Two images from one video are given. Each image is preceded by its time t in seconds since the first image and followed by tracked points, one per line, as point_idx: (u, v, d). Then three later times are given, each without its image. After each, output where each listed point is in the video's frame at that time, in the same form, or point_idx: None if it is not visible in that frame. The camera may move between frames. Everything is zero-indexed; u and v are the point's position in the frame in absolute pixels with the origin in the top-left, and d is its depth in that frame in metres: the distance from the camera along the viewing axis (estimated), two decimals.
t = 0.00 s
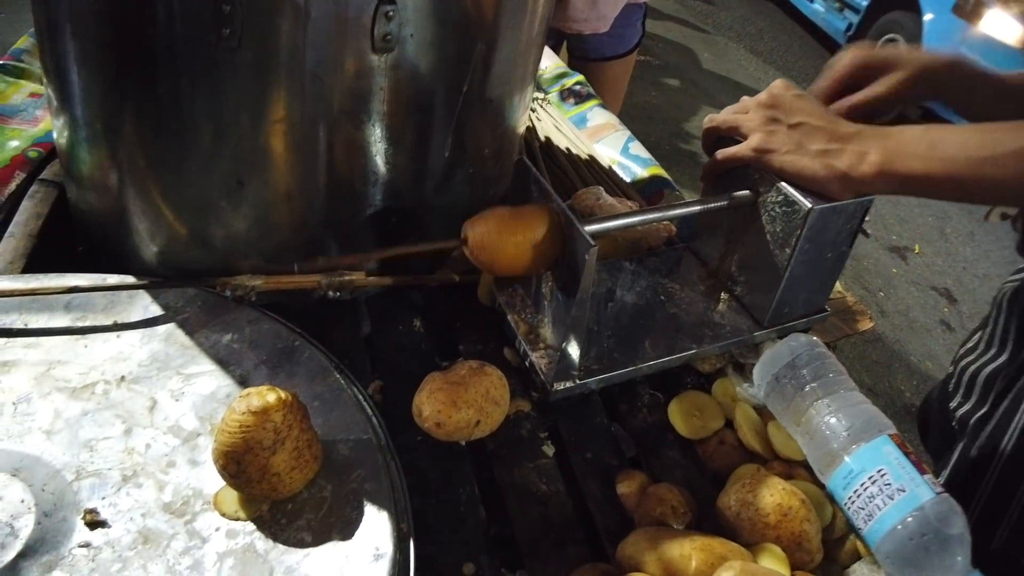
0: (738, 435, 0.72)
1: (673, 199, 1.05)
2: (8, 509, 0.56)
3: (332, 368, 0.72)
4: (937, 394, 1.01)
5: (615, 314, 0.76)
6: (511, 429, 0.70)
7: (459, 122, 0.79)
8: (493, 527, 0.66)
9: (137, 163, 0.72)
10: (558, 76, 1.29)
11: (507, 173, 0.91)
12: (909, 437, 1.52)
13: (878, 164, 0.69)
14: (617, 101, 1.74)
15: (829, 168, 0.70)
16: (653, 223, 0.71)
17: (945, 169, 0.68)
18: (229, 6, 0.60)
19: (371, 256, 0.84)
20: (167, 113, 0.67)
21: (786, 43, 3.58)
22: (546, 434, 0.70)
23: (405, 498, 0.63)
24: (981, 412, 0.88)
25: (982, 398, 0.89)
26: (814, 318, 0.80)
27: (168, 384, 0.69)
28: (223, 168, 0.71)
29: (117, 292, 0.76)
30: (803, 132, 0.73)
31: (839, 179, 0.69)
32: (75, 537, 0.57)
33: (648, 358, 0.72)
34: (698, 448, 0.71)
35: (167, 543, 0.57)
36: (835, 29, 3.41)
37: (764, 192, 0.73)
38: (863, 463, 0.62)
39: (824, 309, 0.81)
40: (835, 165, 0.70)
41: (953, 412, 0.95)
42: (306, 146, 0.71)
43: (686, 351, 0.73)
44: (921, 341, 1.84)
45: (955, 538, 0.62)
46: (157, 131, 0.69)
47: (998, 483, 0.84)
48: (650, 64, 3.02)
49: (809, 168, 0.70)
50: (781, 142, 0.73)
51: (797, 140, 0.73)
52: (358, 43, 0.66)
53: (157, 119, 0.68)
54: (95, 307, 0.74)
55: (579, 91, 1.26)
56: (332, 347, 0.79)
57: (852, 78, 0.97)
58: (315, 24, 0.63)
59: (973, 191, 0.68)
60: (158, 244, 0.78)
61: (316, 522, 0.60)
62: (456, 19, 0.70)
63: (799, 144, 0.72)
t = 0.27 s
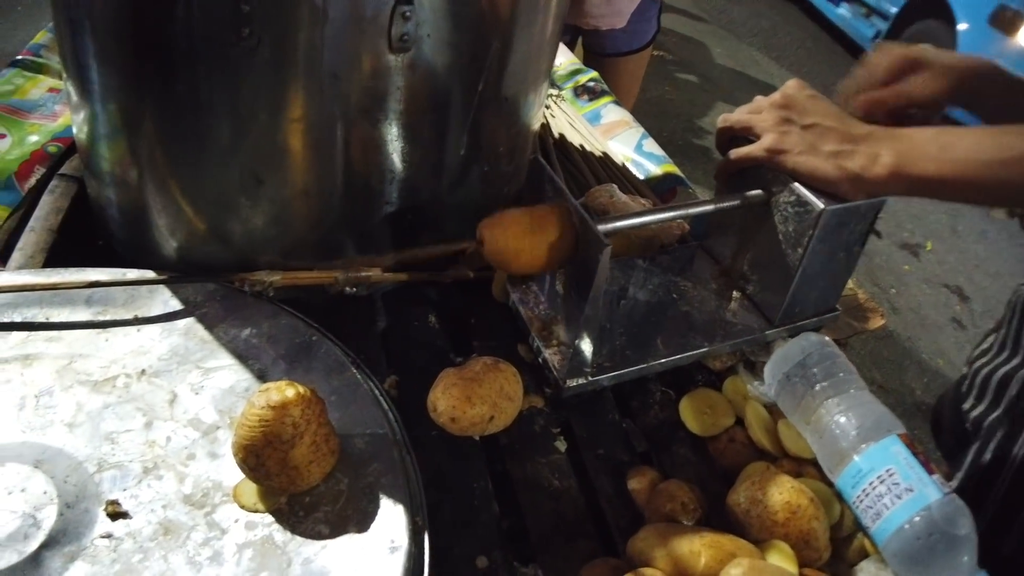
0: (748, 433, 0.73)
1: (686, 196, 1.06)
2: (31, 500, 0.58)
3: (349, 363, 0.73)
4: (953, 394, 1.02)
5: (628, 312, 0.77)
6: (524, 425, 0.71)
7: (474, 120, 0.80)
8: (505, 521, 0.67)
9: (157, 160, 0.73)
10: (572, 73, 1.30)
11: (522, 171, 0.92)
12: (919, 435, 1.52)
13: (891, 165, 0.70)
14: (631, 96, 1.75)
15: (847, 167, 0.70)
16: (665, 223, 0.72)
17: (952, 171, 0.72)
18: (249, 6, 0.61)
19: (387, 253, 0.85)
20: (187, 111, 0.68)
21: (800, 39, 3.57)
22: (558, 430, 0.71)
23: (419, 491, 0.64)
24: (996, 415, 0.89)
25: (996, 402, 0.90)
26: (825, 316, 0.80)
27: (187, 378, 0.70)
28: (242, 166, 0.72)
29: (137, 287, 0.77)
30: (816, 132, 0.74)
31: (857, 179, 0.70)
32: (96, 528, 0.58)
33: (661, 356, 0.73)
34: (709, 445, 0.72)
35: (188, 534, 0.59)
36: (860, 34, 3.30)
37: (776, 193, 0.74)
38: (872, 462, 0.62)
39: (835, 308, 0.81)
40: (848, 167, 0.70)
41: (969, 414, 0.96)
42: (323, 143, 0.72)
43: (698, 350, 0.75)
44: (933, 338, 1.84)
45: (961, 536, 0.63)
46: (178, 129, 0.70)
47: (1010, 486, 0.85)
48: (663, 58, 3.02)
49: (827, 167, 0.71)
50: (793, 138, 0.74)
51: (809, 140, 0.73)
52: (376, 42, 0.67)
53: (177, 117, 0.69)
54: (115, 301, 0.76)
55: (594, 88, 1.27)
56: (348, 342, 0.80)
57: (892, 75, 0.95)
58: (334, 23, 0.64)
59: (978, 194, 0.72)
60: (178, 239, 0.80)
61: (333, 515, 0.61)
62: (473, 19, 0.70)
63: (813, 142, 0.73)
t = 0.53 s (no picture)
0: (762, 432, 0.72)
1: (701, 191, 1.05)
2: (41, 495, 0.58)
3: (360, 359, 0.72)
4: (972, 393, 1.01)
5: (640, 308, 0.77)
6: (536, 422, 0.70)
7: (487, 115, 0.79)
8: (516, 518, 0.66)
9: (168, 154, 0.73)
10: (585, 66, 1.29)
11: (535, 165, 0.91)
12: (934, 434, 1.50)
13: (909, 162, 0.70)
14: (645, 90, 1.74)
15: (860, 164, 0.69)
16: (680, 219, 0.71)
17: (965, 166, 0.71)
18: None
19: (398, 248, 0.85)
20: (198, 105, 0.68)
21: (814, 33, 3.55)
22: (570, 427, 0.71)
23: (430, 488, 0.64)
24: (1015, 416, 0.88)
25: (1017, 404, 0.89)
26: (841, 314, 0.79)
27: (198, 372, 0.70)
28: (253, 160, 0.72)
29: (148, 282, 0.77)
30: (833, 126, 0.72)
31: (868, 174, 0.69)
32: (106, 522, 0.58)
33: (674, 353, 0.73)
34: (723, 443, 0.71)
35: (197, 530, 0.58)
36: (897, 46, 2.97)
37: (793, 188, 0.73)
38: (886, 462, 0.62)
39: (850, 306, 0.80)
40: (865, 163, 0.69)
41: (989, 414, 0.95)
42: (334, 138, 0.72)
43: (712, 347, 0.74)
44: (949, 336, 1.82)
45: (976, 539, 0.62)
46: (188, 123, 0.70)
47: None
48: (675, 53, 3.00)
49: (839, 160, 0.70)
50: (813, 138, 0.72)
51: (826, 136, 0.72)
52: (388, 36, 0.66)
53: (188, 111, 0.69)
54: (126, 296, 0.76)
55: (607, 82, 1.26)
56: (359, 337, 0.80)
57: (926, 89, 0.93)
58: (346, 17, 0.63)
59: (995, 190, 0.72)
60: (189, 234, 0.80)
61: (343, 511, 0.61)
62: (486, 13, 0.70)
63: (832, 140, 0.71)
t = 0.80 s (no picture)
0: (768, 426, 0.71)
1: (710, 185, 1.04)
2: (55, 485, 0.59)
3: (369, 352, 0.73)
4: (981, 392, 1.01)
5: (649, 303, 0.77)
6: (543, 415, 0.71)
7: (496, 110, 0.79)
8: (523, 510, 0.67)
9: (179, 148, 0.74)
10: (596, 60, 1.29)
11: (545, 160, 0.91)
12: (943, 430, 1.50)
13: (921, 167, 0.67)
14: (656, 84, 1.75)
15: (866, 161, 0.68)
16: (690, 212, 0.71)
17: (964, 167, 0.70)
18: None
19: (408, 241, 0.85)
20: (209, 100, 0.69)
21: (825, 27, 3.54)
22: (578, 421, 0.71)
23: (438, 480, 0.65)
24: None
25: None
26: (849, 309, 0.79)
27: (209, 365, 0.71)
28: (264, 155, 0.72)
29: (160, 275, 0.78)
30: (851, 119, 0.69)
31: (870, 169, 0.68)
32: (119, 513, 0.59)
33: (681, 347, 0.73)
34: (730, 437, 0.71)
35: (208, 520, 0.59)
36: (934, 59, 2.76)
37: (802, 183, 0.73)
38: (892, 457, 0.62)
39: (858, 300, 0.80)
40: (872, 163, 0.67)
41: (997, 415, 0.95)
42: (345, 132, 0.72)
43: (719, 341, 0.74)
44: (959, 332, 1.81)
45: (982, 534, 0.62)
46: (200, 118, 0.70)
47: None
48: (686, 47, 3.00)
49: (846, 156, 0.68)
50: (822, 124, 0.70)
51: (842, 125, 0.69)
52: (397, 32, 0.66)
53: (199, 105, 0.69)
54: (139, 289, 0.77)
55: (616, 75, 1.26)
56: (368, 331, 0.80)
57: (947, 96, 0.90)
58: (355, 12, 0.64)
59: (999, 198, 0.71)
60: (201, 228, 0.80)
61: (351, 503, 0.61)
62: (496, 7, 0.70)
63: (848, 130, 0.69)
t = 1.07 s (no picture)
0: (769, 429, 0.71)
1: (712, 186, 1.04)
2: (60, 486, 0.60)
3: (371, 354, 0.74)
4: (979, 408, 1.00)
5: (649, 305, 0.77)
6: (543, 417, 0.71)
7: (497, 113, 0.80)
8: (523, 511, 0.67)
9: (182, 152, 0.74)
10: (599, 61, 1.29)
11: (546, 162, 0.92)
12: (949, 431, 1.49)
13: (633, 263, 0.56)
14: (660, 84, 1.75)
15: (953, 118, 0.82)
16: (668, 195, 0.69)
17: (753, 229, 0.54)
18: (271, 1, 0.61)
19: (410, 244, 0.86)
20: (212, 104, 0.69)
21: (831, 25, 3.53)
22: (578, 422, 0.72)
23: (438, 481, 0.65)
24: None
25: None
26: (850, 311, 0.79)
27: (212, 367, 0.71)
28: (266, 159, 0.73)
29: (164, 278, 0.78)
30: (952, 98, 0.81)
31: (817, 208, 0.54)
32: (123, 513, 0.60)
33: (682, 349, 0.73)
34: (730, 439, 0.72)
35: (211, 521, 0.60)
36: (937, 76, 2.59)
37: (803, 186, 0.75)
38: (892, 460, 0.62)
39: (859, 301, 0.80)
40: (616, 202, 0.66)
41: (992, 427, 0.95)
42: (346, 135, 0.73)
43: (719, 343, 0.74)
44: (965, 332, 1.80)
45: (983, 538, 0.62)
46: (203, 122, 0.71)
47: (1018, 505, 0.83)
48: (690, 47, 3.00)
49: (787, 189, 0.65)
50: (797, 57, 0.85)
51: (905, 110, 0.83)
52: (398, 36, 0.67)
53: (201, 109, 0.70)
54: (142, 291, 0.77)
55: (619, 75, 1.26)
56: (371, 333, 0.81)
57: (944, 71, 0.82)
58: (356, 17, 0.64)
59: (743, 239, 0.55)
60: (204, 230, 0.81)
61: (352, 504, 0.62)
62: (497, 11, 0.70)
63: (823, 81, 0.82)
